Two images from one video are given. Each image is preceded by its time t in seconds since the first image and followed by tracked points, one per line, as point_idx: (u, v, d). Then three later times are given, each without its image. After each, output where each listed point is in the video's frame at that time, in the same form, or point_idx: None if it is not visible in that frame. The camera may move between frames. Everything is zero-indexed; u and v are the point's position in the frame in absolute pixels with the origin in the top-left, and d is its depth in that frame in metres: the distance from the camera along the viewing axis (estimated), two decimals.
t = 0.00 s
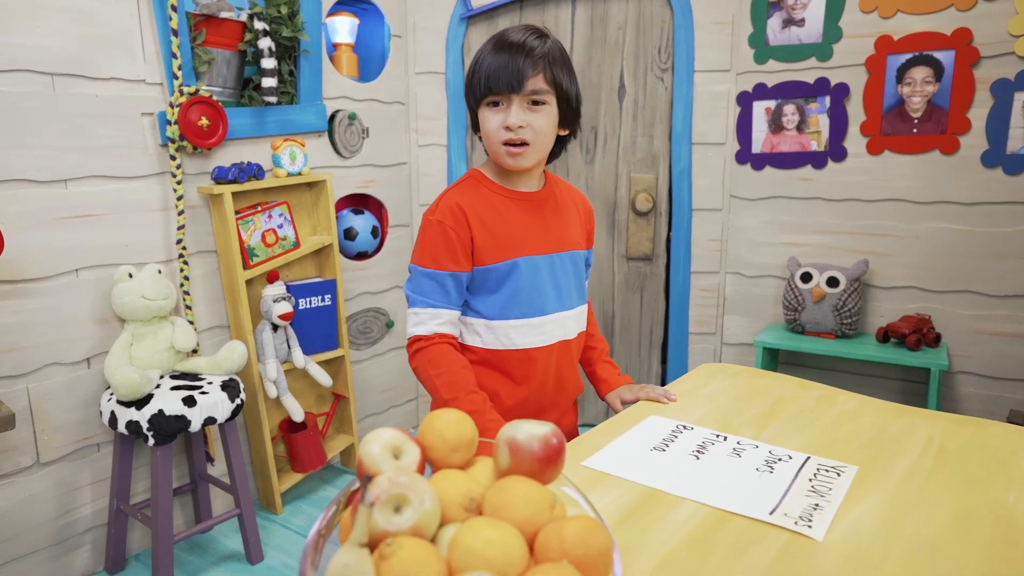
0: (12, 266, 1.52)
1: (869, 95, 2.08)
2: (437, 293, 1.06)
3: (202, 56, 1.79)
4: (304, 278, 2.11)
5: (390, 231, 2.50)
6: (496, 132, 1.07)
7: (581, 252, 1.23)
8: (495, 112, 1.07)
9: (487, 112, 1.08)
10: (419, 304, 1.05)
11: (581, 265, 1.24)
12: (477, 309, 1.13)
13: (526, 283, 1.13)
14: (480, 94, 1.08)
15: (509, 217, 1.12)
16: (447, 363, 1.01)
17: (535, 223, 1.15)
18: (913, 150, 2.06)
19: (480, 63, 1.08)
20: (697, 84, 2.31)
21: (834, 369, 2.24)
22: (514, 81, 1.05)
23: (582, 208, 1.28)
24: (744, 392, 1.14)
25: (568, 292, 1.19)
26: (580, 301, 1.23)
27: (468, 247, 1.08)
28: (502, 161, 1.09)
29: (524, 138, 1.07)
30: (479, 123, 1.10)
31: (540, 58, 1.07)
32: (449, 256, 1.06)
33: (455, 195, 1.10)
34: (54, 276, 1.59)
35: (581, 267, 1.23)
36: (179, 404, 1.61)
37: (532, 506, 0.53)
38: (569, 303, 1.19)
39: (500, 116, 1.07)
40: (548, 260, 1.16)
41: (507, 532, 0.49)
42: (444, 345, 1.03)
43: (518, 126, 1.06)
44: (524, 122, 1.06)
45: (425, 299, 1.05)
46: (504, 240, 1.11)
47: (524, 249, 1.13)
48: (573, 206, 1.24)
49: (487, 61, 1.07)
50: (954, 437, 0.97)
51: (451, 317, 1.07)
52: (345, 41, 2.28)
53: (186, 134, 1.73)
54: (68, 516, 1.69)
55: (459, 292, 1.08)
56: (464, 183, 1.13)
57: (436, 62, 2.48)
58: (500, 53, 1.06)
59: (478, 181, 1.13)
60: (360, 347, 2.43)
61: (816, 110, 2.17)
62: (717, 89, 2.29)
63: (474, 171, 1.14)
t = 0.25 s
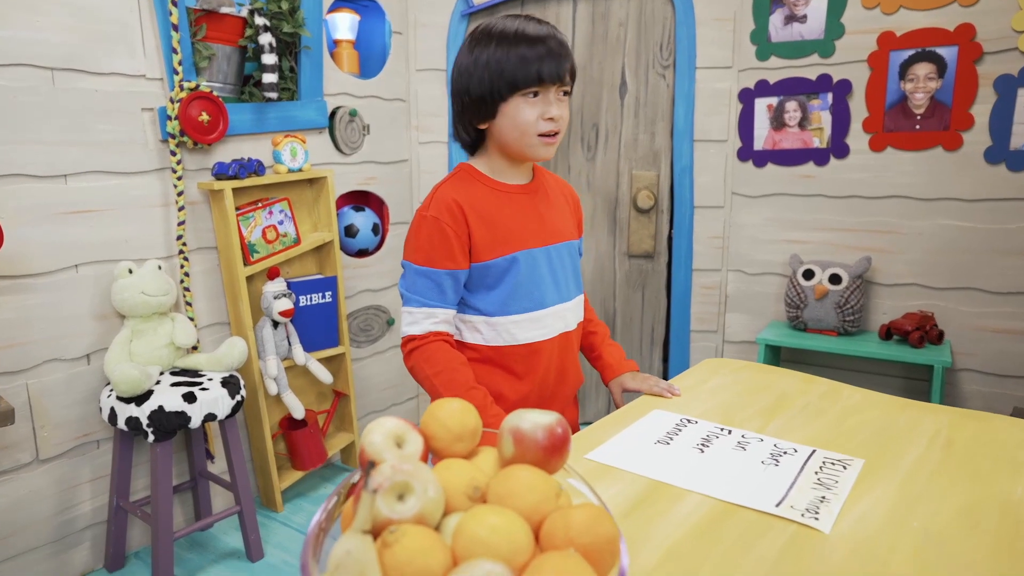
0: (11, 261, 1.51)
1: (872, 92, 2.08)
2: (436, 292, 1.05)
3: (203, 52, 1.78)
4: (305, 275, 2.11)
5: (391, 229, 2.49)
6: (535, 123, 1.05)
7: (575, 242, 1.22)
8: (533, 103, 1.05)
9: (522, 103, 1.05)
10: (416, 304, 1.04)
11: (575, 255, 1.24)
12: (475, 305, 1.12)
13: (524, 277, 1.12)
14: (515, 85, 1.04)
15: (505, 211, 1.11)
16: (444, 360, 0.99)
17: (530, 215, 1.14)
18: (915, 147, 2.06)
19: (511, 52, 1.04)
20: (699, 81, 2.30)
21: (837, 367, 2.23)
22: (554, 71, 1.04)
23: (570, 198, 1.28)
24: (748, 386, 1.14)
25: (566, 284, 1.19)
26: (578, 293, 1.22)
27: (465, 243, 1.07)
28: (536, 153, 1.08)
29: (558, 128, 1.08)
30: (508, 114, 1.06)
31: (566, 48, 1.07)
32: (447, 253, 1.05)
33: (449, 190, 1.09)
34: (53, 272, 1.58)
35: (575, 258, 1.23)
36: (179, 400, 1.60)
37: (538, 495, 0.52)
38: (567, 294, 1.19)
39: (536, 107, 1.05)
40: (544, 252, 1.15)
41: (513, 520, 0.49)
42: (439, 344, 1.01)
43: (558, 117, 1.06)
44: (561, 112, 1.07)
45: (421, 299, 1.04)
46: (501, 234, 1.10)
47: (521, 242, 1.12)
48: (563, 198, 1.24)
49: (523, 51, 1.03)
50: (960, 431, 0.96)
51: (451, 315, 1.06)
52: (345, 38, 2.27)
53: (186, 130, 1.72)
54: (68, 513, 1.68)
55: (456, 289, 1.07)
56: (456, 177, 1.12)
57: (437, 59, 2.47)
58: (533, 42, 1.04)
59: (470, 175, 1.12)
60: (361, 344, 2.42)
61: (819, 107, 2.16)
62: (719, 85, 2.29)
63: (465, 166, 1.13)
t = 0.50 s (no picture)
0: (8, 260, 1.50)
1: (873, 91, 2.07)
2: (433, 285, 1.03)
3: (202, 50, 1.77)
4: (304, 275, 2.10)
5: (391, 229, 2.48)
6: (526, 115, 1.05)
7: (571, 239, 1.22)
8: (523, 95, 1.04)
9: (511, 95, 1.04)
10: (413, 297, 1.02)
11: (571, 252, 1.23)
12: (472, 300, 1.11)
13: (521, 273, 1.12)
14: (503, 78, 1.04)
15: (501, 204, 1.11)
16: (443, 355, 0.96)
17: (526, 210, 1.14)
18: (917, 146, 2.05)
19: (496, 43, 1.04)
20: (700, 81, 2.29)
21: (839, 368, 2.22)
22: (543, 62, 1.04)
23: (562, 196, 1.28)
24: (751, 384, 1.13)
25: (561, 280, 1.18)
26: (574, 289, 1.21)
27: (463, 235, 1.06)
28: (527, 145, 1.07)
29: (550, 119, 1.06)
30: (497, 107, 1.06)
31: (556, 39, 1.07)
32: (445, 244, 1.04)
33: (446, 181, 1.08)
34: (51, 271, 1.57)
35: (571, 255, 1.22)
36: (177, 400, 1.59)
37: (539, 488, 0.51)
38: (564, 291, 1.18)
39: (527, 98, 1.05)
40: (539, 248, 1.15)
41: (514, 513, 0.47)
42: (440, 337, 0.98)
43: (549, 108, 1.05)
44: (552, 104, 1.06)
45: (419, 293, 1.02)
46: (497, 227, 1.10)
47: (517, 237, 1.12)
48: (556, 195, 1.24)
49: (512, 41, 1.03)
50: (967, 428, 0.95)
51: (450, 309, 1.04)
52: (345, 38, 2.26)
53: (185, 128, 1.72)
54: (65, 514, 1.66)
55: (454, 283, 1.05)
56: (452, 170, 1.11)
57: (437, 59, 2.46)
58: (521, 33, 1.03)
59: (466, 168, 1.11)
60: (360, 345, 2.41)
61: (820, 107, 2.15)
62: (720, 85, 2.28)
63: (459, 158, 1.12)
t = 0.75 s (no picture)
0: (7, 264, 1.50)
1: (874, 97, 2.07)
2: (425, 285, 1.02)
3: (203, 56, 1.78)
4: (304, 281, 2.09)
5: (391, 235, 2.47)
6: (513, 120, 1.04)
7: (570, 242, 1.21)
8: (510, 100, 1.04)
9: (498, 99, 1.04)
10: (406, 297, 1.01)
11: (571, 256, 1.22)
12: (465, 302, 1.10)
13: (514, 274, 1.11)
14: (489, 82, 1.04)
15: (496, 206, 1.10)
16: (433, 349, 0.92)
17: (521, 212, 1.13)
18: (918, 152, 2.04)
19: (485, 46, 1.04)
20: (701, 88, 2.30)
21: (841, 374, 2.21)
22: (529, 67, 1.02)
23: (565, 201, 1.27)
24: (755, 389, 1.12)
25: (558, 284, 1.17)
26: (572, 293, 1.20)
27: (455, 237, 1.06)
28: (513, 150, 1.07)
29: (538, 125, 1.05)
30: (484, 110, 1.06)
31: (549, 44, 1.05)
32: (437, 245, 1.03)
33: (440, 184, 1.08)
34: (50, 275, 1.57)
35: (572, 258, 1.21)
36: (176, 406, 1.58)
37: (544, 489, 0.50)
38: (561, 294, 1.17)
39: (513, 103, 1.04)
40: (536, 250, 1.14)
41: (519, 513, 0.46)
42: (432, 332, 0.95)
43: (536, 114, 1.04)
44: (541, 109, 1.04)
45: (410, 292, 1.01)
46: (491, 229, 1.09)
47: (511, 238, 1.11)
48: (558, 199, 1.23)
49: (500, 45, 1.02)
50: (975, 432, 0.93)
51: (442, 309, 1.02)
52: (346, 44, 2.27)
53: (186, 133, 1.71)
54: (62, 521, 1.65)
55: (446, 284, 1.05)
56: (446, 172, 1.11)
57: (438, 65, 2.47)
58: (510, 37, 1.03)
59: (461, 170, 1.11)
60: (360, 352, 2.40)
61: (821, 113, 2.15)
62: (720, 92, 2.28)
63: (458, 161, 1.12)
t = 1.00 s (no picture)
0: (8, 275, 1.49)
1: (874, 109, 2.08)
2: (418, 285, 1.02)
3: (205, 67, 1.78)
4: (305, 292, 2.09)
5: (392, 246, 2.47)
6: (494, 124, 1.04)
7: (576, 251, 1.19)
8: (492, 104, 1.05)
9: (482, 104, 1.05)
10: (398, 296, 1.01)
11: (579, 266, 1.20)
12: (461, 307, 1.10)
13: (508, 280, 1.10)
14: (475, 88, 1.06)
15: (494, 211, 1.11)
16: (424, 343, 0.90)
17: (520, 220, 1.13)
18: (918, 164, 2.05)
19: (472, 53, 1.06)
20: (701, 100, 2.31)
21: (844, 386, 2.20)
22: (510, 72, 1.03)
23: (579, 212, 1.26)
24: (758, 399, 1.11)
25: (559, 293, 1.15)
26: (576, 304, 1.18)
27: (450, 240, 1.07)
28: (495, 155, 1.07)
29: (520, 130, 1.05)
30: (472, 115, 1.08)
31: (535, 50, 1.06)
32: (430, 247, 1.04)
33: (440, 189, 1.09)
34: (51, 286, 1.57)
35: (578, 268, 1.19)
36: (175, 417, 1.57)
37: (548, 498, 0.49)
38: (561, 303, 1.15)
39: (495, 108, 1.05)
40: (534, 257, 1.13)
41: (523, 522, 0.46)
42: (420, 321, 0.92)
43: (515, 118, 1.04)
44: (522, 113, 1.04)
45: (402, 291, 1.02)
46: (485, 233, 1.09)
47: (506, 244, 1.10)
48: (568, 209, 1.22)
49: (485, 51, 1.04)
50: (981, 443, 0.93)
51: (431, 305, 1.00)
52: (348, 56, 2.29)
53: (188, 144, 1.72)
54: (60, 534, 1.64)
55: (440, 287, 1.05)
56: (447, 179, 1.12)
57: (439, 78, 2.48)
58: (496, 44, 1.05)
59: (461, 177, 1.12)
60: (361, 363, 2.39)
61: (821, 125, 2.16)
62: (720, 103, 2.29)
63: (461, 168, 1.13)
